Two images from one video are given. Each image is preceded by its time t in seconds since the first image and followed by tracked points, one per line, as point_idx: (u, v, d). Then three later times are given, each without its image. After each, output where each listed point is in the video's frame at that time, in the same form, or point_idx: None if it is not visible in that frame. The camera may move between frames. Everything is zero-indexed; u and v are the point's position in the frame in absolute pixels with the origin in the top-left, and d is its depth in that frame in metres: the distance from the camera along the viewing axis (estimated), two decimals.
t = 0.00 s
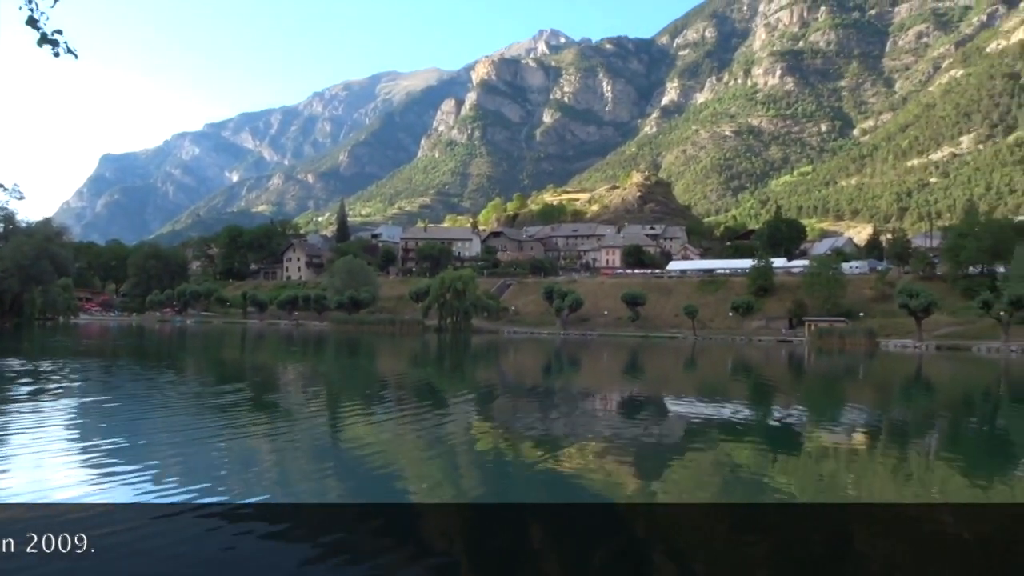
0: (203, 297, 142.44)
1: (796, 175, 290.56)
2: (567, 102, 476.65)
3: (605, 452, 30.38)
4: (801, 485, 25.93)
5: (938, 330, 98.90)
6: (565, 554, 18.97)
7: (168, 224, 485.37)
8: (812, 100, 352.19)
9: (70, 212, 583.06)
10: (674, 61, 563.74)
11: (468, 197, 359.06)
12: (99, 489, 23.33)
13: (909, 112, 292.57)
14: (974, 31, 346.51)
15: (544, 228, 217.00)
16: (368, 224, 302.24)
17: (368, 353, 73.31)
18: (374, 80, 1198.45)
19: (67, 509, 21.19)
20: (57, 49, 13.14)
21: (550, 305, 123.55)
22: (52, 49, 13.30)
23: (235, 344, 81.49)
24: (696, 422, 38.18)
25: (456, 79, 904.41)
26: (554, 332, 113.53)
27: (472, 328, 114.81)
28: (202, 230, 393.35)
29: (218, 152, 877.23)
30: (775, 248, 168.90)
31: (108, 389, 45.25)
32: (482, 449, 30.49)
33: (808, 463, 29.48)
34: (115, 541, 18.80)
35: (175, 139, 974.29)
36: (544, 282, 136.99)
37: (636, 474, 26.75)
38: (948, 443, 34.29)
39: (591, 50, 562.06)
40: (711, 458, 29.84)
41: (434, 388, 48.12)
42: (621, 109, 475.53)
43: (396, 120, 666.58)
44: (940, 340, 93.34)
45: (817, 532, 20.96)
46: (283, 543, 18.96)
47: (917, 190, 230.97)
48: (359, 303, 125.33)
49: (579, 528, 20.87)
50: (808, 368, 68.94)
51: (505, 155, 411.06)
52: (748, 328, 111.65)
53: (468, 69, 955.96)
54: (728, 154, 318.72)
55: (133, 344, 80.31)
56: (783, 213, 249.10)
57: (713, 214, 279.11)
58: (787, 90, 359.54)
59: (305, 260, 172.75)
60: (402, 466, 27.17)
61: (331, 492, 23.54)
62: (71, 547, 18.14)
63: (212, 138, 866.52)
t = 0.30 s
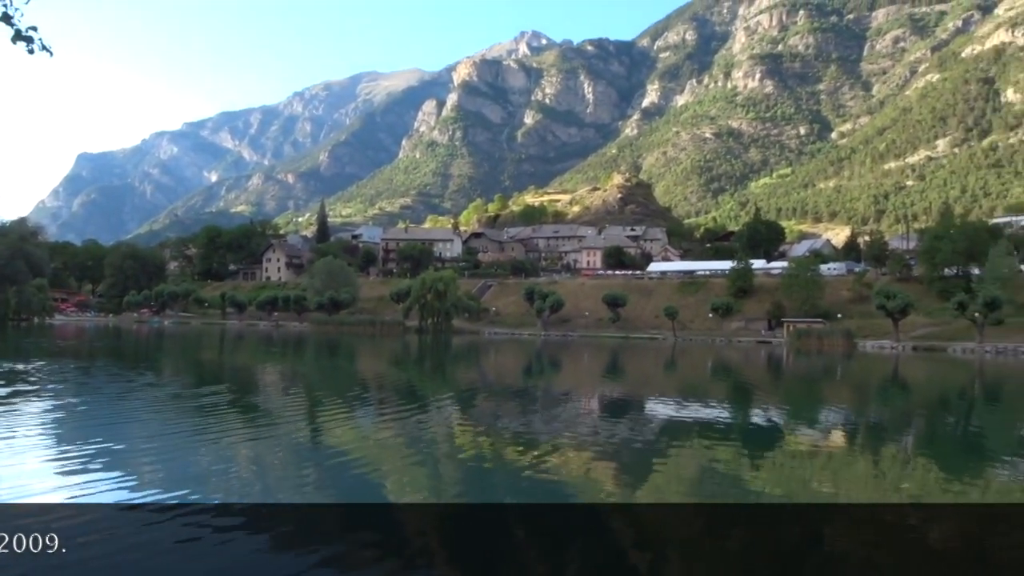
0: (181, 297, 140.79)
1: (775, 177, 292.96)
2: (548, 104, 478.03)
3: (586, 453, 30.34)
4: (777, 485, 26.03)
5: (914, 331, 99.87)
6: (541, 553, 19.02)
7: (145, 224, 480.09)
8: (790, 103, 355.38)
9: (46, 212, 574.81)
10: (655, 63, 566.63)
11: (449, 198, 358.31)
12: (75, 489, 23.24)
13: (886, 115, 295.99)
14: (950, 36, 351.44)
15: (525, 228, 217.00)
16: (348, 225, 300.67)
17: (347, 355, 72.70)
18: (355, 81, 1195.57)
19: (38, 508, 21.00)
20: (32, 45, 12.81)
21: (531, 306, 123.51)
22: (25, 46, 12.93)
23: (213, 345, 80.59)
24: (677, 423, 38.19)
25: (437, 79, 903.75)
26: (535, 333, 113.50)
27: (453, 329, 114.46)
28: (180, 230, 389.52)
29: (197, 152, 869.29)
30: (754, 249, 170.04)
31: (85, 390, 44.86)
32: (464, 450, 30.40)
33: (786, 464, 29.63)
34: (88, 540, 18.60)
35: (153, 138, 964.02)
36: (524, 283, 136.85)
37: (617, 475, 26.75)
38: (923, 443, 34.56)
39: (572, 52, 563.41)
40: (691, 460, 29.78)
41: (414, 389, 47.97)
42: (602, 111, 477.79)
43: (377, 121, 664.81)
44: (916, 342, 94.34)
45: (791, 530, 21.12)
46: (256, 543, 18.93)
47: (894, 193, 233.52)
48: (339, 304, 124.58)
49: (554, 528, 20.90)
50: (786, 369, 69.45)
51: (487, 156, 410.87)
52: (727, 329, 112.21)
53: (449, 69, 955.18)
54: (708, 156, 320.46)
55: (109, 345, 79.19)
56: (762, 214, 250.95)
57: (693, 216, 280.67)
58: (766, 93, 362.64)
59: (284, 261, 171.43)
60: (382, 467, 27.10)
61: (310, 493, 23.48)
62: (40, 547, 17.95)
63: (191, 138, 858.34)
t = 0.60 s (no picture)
0: (161, 297, 139.31)
1: (757, 179, 294.86)
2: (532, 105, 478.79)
3: (569, 454, 30.22)
4: (761, 485, 26.06)
5: (895, 332, 100.73)
6: (523, 552, 18.95)
7: (125, 224, 474.90)
8: (772, 105, 357.97)
9: (23, 212, 567.15)
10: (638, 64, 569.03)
11: (433, 198, 357.48)
12: (54, 490, 23.19)
13: (867, 117, 298.81)
14: (929, 40, 355.52)
15: (509, 229, 216.78)
16: (331, 225, 299.27)
17: (330, 356, 72.17)
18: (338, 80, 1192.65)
19: (14, 512, 20.75)
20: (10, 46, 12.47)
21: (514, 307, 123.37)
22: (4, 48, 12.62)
23: (194, 346, 79.70)
24: (661, 423, 38.08)
25: (421, 79, 902.94)
26: (518, 333, 113.49)
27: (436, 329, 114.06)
28: (160, 230, 386.00)
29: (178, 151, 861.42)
30: (737, 250, 170.89)
31: (65, 391, 44.47)
32: (448, 451, 30.23)
33: (769, 463, 29.68)
34: (62, 541, 18.44)
35: (134, 137, 954.03)
36: (508, 284, 136.69)
37: (601, 475, 26.65)
38: (904, 443, 34.71)
39: (555, 53, 564.22)
40: (675, 460, 29.77)
41: (397, 390, 47.68)
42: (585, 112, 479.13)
43: (360, 121, 662.84)
44: (897, 342, 95.09)
45: (774, 530, 21.12)
46: (236, 543, 18.83)
47: (874, 195, 235.67)
48: (322, 304, 123.85)
49: (538, 527, 20.83)
50: (768, 369, 69.86)
51: (470, 156, 410.43)
52: (710, 330, 112.68)
53: (433, 70, 953.78)
54: (690, 157, 321.90)
55: (88, 346, 78.23)
56: (745, 216, 252.46)
57: (676, 217, 281.84)
58: (749, 95, 365.21)
59: (267, 261, 170.26)
60: (364, 468, 26.97)
61: (291, 492, 23.39)
62: (15, 547, 17.82)
63: (172, 137, 850.59)
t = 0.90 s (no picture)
0: (137, 297, 137.52)
1: (735, 181, 297.11)
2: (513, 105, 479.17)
3: (549, 454, 30.26)
4: (739, 486, 26.20)
5: (871, 332, 101.83)
6: (502, 554, 18.88)
7: (100, 223, 468.52)
8: (751, 107, 360.84)
9: None
10: (618, 66, 571.44)
11: (413, 198, 356.28)
12: (28, 491, 23.05)
13: (844, 120, 302.07)
14: (904, 45, 360.19)
15: (489, 230, 216.64)
16: (310, 225, 297.34)
17: (308, 356, 71.74)
18: (317, 79, 1186.12)
19: None
20: None
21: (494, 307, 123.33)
22: None
23: (170, 346, 78.98)
24: (640, 424, 38.20)
25: (402, 79, 900.67)
26: (498, 334, 113.35)
27: (416, 330, 113.66)
28: (136, 229, 381.29)
29: (155, 149, 851.47)
30: (716, 252, 172.03)
31: (40, 392, 44.00)
32: (428, 451, 30.20)
33: (746, 463, 29.83)
34: (35, 542, 18.33)
35: (109, 136, 941.88)
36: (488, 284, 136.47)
37: (580, 475, 26.69)
38: (880, 443, 35.03)
39: (536, 53, 564.46)
40: (655, 460, 29.85)
41: (377, 391, 47.52)
42: (566, 113, 480.44)
43: (340, 120, 659.77)
44: (872, 343, 96.11)
45: (751, 529, 21.33)
46: (211, 544, 18.71)
47: (851, 197, 238.16)
48: (301, 305, 122.98)
49: (519, 527, 20.80)
50: (746, 369, 70.51)
51: (450, 156, 409.50)
52: (689, 331, 113.30)
53: (413, 69, 951.72)
54: (670, 158, 323.47)
55: (61, 347, 76.91)
56: (723, 217, 254.12)
57: (655, 218, 283.20)
58: (728, 97, 367.93)
59: (245, 261, 168.81)
60: (343, 468, 26.90)
61: (269, 493, 23.30)
62: None
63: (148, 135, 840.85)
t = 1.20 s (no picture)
0: (116, 298, 135.83)
1: (717, 182, 298.76)
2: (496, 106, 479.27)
3: (531, 454, 30.23)
4: (719, 485, 26.29)
5: (851, 333, 102.60)
6: (483, 553, 18.81)
7: (78, 223, 462.37)
8: (733, 109, 362.98)
9: None
10: (601, 67, 573.40)
11: (396, 198, 354.90)
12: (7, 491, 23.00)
13: (824, 122, 304.58)
14: (884, 48, 363.75)
15: (471, 230, 216.21)
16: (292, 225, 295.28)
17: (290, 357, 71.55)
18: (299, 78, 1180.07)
19: None
20: None
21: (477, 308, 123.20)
22: None
23: (150, 347, 78.37)
24: (621, 424, 38.19)
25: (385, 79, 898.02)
26: (481, 334, 113.21)
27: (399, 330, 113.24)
28: (114, 230, 376.48)
29: (134, 148, 842.35)
30: (698, 252, 172.73)
31: (18, 393, 43.74)
32: (409, 452, 30.12)
33: (728, 463, 29.90)
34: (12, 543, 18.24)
35: (88, 135, 930.32)
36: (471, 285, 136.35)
37: (563, 476, 26.66)
38: (858, 442, 35.27)
39: (519, 54, 564.74)
40: (636, 460, 29.90)
41: (358, 392, 47.35)
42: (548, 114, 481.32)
43: (322, 120, 656.70)
44: (852, 343, 96.82)
45: (730, 528, 21.38)
46: (190, 543, 18.61)
47: (831, 198, 240.03)
48: (282, 305, 122.07)
49: (499, 526, 20.73)
50: (728, 369, 71.08)
51: (433, 157, 408.25)
52: (671, 331, 113.74)
53: (396, 70, 949.23)
54: (652, 160, 324.23)
55: (39, 348, 76.05)
56: (705, 219, 255.28)
57: (638, 219, 284.16)
58: (710, 99, 369.85)
59: (225, 261, 167.34)
60: (324, 469, 26.83)
61: (249, 494, 23.26)
62: None
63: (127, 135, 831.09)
